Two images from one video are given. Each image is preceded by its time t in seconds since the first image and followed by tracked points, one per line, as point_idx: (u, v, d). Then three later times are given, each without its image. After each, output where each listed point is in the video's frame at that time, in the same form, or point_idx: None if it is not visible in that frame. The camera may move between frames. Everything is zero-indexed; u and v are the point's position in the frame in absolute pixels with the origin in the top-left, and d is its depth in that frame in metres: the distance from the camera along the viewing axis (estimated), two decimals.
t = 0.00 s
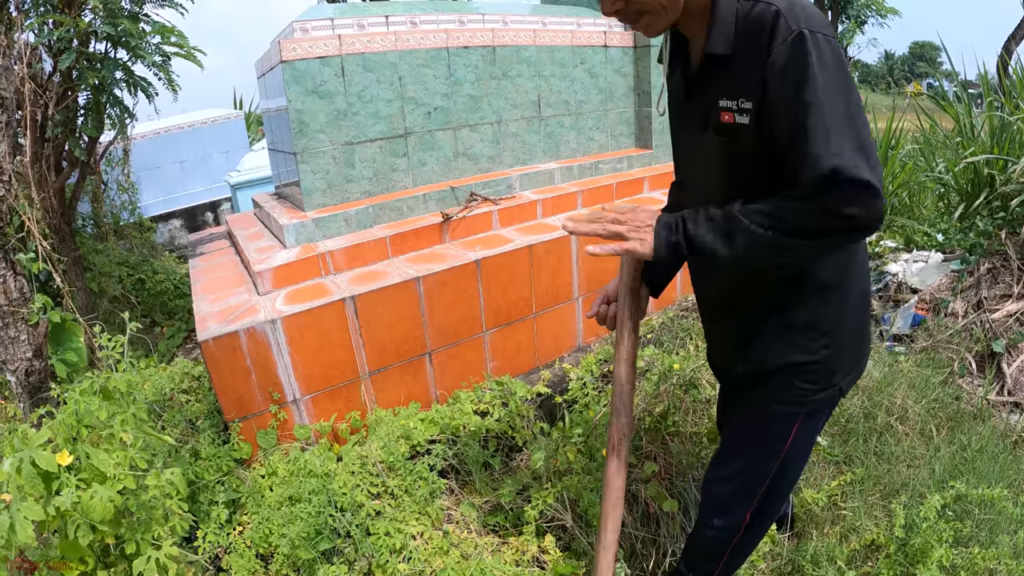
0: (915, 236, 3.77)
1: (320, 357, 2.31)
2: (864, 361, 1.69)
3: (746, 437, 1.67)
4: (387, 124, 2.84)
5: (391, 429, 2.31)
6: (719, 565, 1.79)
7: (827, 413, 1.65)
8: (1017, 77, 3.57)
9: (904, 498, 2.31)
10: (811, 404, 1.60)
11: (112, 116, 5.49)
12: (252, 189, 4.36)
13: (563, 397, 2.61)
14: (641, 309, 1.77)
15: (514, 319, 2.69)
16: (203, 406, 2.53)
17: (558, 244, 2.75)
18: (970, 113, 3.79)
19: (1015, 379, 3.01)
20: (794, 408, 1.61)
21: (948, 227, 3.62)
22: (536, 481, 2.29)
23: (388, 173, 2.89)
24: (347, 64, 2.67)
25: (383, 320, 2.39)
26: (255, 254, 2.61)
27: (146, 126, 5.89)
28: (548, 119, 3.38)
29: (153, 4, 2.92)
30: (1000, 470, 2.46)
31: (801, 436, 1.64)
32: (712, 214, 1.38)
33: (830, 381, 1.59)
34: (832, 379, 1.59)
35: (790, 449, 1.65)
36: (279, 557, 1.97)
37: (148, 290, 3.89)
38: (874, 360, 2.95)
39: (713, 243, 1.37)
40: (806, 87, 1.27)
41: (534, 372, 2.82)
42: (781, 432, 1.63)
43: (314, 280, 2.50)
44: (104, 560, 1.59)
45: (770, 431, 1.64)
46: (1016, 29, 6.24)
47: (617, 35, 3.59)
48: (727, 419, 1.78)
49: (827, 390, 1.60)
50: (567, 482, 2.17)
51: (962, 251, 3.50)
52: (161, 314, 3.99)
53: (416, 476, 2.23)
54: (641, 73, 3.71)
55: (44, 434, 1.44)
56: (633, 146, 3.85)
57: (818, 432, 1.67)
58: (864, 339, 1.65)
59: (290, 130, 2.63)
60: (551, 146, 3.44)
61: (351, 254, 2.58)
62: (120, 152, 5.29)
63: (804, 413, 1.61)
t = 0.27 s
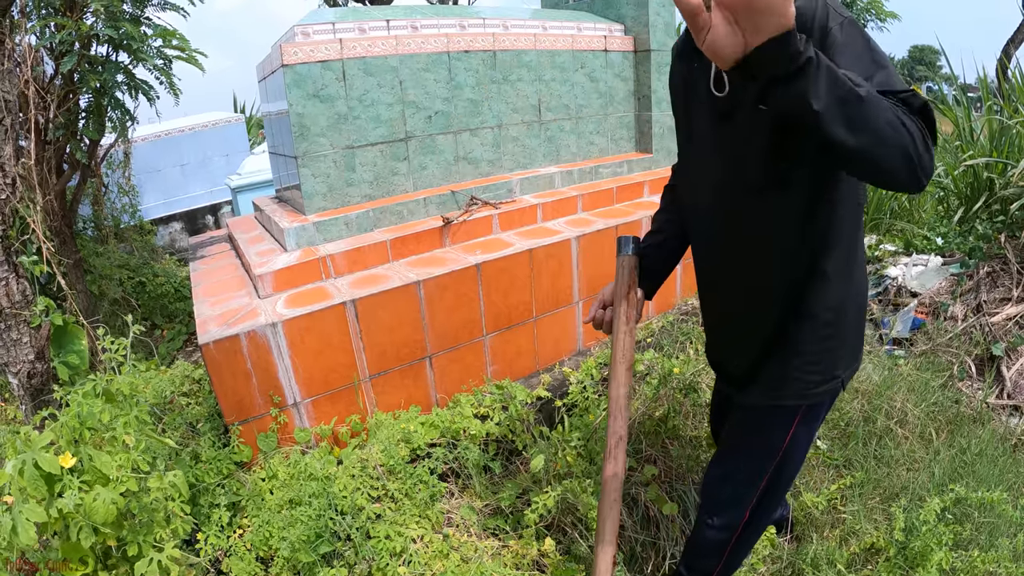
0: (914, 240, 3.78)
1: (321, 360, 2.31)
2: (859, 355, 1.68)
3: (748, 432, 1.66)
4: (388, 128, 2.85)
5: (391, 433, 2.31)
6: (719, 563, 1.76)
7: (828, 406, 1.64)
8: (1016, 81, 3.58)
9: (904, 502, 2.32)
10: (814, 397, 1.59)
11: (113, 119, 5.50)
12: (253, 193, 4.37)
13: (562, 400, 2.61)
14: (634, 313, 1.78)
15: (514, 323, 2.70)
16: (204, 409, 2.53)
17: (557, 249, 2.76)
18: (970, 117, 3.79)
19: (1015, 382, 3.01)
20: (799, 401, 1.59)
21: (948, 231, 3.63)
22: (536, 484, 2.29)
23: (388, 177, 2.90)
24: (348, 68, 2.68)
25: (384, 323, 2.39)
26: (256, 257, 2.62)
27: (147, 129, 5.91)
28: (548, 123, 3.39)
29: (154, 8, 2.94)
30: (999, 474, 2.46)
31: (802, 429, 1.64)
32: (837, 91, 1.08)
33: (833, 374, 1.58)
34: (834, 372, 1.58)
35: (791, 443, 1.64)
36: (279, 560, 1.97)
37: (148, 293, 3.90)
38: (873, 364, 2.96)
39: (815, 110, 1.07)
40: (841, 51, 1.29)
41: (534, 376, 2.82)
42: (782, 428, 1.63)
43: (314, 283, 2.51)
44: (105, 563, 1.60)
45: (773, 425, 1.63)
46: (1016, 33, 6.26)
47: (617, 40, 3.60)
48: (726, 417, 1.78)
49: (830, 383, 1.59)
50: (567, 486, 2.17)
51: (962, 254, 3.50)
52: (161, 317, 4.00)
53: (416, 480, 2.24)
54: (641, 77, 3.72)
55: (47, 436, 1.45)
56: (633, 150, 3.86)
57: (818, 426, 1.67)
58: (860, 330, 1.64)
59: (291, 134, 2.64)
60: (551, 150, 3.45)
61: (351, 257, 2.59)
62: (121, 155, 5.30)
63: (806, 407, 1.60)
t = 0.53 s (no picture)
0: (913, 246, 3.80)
1: (320, 365, 2.31)
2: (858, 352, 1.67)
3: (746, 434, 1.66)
4: (387, 133, 2.85)
5: (390, 438, 2.31)
6: (719, 565, 1.76)
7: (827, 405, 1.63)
8: (1013, 87, 3.59)
9: (903, 507, 2.32)
10: (813, 397, 1.58)
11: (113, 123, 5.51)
12: (252, 197, 4.37)
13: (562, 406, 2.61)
14: (624, 315, 1.72)
15: (513, 328, 2.70)
16: (202, 413, 2.53)
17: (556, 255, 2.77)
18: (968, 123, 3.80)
19: (1013, 388, 3.01)
20: (797, 401, 1.59)
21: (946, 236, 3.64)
22: (535, 490, 2.29)
23: (388, 183, 2.90)
24: (348, 73, 2.68)
25: (383, 328, 2.39)
26: (255, 262, 2.62)
27: (147, 133, 5.92)
28: (547, 128, 3.39)
29: (155, 12, 2.94)
30: (999, 479, 2.46)
31: (801, 428, 1.63)
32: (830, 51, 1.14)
33: (831, 374, 1.58)
34: (832, 372, 1.58)
35: (790, 444, 1.63)
36: (277, 565, 1.96)
37: (147, 297, 3.90)
38: (872, 369, 2.96)
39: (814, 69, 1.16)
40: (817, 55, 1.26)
41: (534, 382, 2.82)
42: (781, 428, 1.61)
43: (313, 288, 2.51)
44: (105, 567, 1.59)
45: (772, 426, 1.62)
46: (1013, 40, 6.29)
47: (616, 46, 3.61)
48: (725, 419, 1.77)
49: (829, 383, 1.59)
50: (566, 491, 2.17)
51: (960, 260, 3.53)
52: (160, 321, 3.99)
53: (415, 485, 2.24)
54: (640, 83, 3.74)
55: (47, 440, 1.45)
56: (633, 156, 3.87)
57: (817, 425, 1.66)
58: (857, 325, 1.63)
59: (291, 139, 2.64)
60: (551, 156, 3.45)
61: (351, 262, 2.59)
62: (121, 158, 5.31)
63: (805, 407, 1.59)
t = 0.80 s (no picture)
0: (911, 251, 3.82)
1: (319, 369, 2.31)
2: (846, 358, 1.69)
3: (734, 442, 1.67)
4: (387, 138, 2.86)
5: (389, 443, 2.32)
6: (712, 566, 1.77)
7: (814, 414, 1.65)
8: (1010, 92, 3.59)
9: (901, 512, 2.32)
10: (799, 406, 1.60)
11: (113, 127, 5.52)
12: (252, 201, 4.38)
13: (561, 411, 2.61)
14: (610, 320, 1.65)
15: (512, 333, 2.70)
16: (201, 417, 2.53)
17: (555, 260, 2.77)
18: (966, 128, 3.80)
19: (1011, 392, 2.99)
20: (784, 411, 1.60)
21: (945, 241, 3.65)
22: (533, 495, 2.29)
23: (387, 188, 2.90)
24: (348, 78, 2.69)
25: (382, 333, 2.40)
26: (254, 266, 2.62)
27: (147, 137, 5.93)
28: (547, 133, 3.40)
29: (155, 16, 2.95)
30: (997, 484, 2.46)
31: (788, 435, 1.64)
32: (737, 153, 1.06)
33: (818, 383, 1.60)
34: (819, 382, 1.60)
35: (776, 453, 1.64)
36: (275, 570, 1.96)
37: (146, 300, 3.90)
38: (870, 375, 2.97)
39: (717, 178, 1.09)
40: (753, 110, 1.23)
41: (532, 387, 2.82)
42: (768, 433, 1.63)
43: (312, 293, 2.51)
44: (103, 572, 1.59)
45: (758, 435, 1.63)
46: (1011, 45, 6.32)
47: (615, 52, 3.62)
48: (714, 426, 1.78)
49: (815, 391, 1.61)
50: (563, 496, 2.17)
51: (959, 264, 3.55)
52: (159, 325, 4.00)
53: (414, 490, 2.24)
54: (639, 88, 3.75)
55: (46, 444, 1.45)
56: (631, 161, 3.88)
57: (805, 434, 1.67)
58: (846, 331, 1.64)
59: (291, 143, 2.65)
60: (550, 161, 3.46)
61: (349, 267, 2.59)
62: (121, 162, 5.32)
63: (791, 416, 1.60)
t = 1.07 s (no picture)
0: (910, 252, 3.84)
1: (320, 371, 2.32)
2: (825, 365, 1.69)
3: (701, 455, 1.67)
4: (387, 141, 2.87)
5: (390, 445, 2.34)
6: (692, 567, 1.79)
7: (782, 430, 1.64)
8: (1009, 93, 3.60)
9: (900, 513, 2.33)
10: (765, 421, 1.59)
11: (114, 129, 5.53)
12: (252, 203, 4.39)
13: (561, 413, 2.62)
14: (590, 320, 1.67)
15: (512, 336, 2.71)
16: (202, 419, 2.54)
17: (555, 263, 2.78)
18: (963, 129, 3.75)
19: (1010, 393, 3.00)
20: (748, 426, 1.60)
21: (944, 243, 3.67)
22: (533, 496, 2.30)
23: (388, 190, 2.92)
24: (349, 81, 2.70)
25: (383, 336, 2.41)
26: (255, 268, 2.64)
27: (147, 139, 5.94)
28: (546, 136, 3.42)
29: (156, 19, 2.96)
30: (995, 485, 2.47)
31: (754, 449, 1.63)
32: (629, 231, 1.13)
33: (787, 399, 1.59)
34: (787, 397, 1.59)
35: (741, 468, 1.64)
36: (277, 571, 1.97)
37: (147, 302, 3.90)
38: (869, 376, 2.98)
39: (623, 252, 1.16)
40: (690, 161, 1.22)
41: (532, 389, 2.83)
42: (733, 446, 1.63)
43: (313, 295, 2.52)
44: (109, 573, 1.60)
45: (723, 449, 1.64)
46: (1010, 46, 6.33)
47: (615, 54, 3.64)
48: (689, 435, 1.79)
49: (785, 406, 1.60)
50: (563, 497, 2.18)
51: (957, 265, 3.54)
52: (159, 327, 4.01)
53: (415, 491, 2.25)
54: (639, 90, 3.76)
55: (53, 446, 1.47)
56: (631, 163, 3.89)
57: (773, 449, 1.66)
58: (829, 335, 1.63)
59: (292, 146, 2.66)
60: (549, 163, 3.48)
61: (351, 269, 2.60)
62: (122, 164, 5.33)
63: (756, 431, 1.60)
